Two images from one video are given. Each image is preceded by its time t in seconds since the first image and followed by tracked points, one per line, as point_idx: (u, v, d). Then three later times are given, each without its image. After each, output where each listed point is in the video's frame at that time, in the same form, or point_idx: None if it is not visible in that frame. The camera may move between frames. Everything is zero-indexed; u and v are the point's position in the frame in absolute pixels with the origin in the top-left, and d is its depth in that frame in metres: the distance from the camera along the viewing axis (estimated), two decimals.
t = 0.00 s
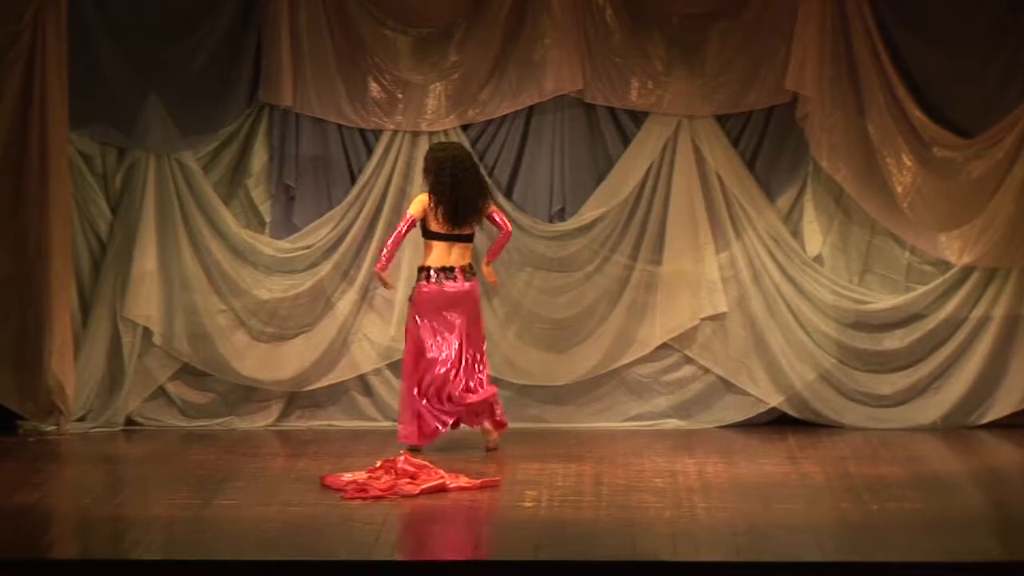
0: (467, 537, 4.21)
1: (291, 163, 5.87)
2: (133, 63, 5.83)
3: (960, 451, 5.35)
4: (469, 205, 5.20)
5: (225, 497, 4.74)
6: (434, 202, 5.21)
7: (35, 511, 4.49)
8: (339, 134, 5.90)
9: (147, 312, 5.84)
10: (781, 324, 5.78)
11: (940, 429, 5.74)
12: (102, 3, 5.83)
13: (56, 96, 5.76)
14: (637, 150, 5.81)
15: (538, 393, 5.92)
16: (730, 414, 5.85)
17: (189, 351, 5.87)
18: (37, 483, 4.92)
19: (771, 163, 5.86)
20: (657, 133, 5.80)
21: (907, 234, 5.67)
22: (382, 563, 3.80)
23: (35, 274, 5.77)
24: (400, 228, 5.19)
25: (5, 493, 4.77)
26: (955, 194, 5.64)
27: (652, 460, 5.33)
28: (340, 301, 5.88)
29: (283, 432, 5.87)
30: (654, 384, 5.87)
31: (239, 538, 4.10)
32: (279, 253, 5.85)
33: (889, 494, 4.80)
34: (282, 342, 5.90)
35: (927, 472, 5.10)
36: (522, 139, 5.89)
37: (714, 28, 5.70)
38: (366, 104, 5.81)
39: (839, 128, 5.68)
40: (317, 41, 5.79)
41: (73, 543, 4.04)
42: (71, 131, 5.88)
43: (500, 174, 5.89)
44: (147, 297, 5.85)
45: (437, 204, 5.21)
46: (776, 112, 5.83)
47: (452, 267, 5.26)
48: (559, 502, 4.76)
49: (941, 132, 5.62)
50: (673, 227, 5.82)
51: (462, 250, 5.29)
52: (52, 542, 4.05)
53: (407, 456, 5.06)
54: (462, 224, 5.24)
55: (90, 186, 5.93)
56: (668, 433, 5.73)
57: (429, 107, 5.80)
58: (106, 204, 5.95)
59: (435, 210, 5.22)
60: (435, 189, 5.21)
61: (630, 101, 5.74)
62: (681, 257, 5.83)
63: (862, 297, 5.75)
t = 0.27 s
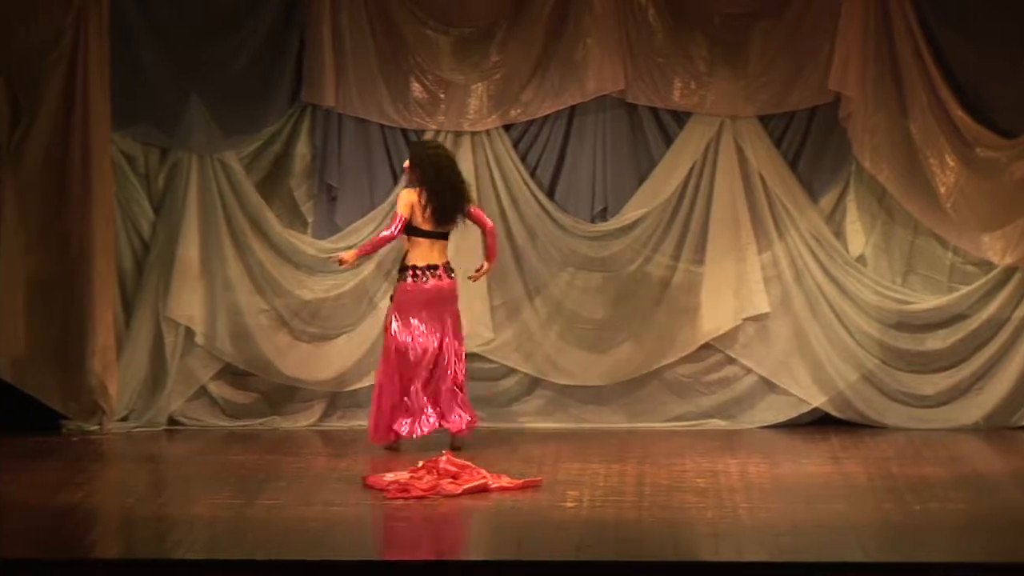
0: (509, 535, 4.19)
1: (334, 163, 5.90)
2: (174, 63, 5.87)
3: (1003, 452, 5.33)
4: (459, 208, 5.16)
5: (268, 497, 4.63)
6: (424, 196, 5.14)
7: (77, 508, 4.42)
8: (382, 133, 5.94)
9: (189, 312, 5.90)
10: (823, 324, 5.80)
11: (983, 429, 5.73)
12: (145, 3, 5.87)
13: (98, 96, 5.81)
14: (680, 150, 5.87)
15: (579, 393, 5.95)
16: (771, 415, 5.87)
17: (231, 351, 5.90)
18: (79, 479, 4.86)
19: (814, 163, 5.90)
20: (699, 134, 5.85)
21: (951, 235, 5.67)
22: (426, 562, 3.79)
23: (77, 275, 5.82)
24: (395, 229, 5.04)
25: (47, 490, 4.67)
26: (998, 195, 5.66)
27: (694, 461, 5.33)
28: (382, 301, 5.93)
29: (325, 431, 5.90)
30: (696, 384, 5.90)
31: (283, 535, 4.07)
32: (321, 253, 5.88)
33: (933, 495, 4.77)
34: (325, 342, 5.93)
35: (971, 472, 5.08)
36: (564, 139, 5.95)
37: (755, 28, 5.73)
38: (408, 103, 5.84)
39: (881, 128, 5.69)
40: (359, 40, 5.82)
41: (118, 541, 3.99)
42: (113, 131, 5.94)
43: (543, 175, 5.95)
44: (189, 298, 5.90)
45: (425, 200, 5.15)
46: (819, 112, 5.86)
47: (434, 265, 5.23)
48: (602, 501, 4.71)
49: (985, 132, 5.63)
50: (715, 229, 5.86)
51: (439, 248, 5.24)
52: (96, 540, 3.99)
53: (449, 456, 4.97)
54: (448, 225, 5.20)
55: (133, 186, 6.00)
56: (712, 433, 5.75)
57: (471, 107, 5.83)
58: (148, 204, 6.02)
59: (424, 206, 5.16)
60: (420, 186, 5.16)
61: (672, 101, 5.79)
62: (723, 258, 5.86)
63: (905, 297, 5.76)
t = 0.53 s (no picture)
0: (543, 534, 4.21)
1: (369, 164, 5.95)
2: (210, 63, 5.91)
3: None
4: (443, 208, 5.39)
5: (302, 497, 4.66)
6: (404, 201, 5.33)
7: (112, 507, 4.45)
8: (417, 133, 5.98)
9: (224, 312, 5.92)
10: (858, 323, 5.81)
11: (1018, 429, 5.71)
12: (181, 3, 5.92)
13: (134, 96, 5.87)
14: (714, 150, 5.88)
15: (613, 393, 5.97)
16: (806, 415, 5.88)
17: (267, 351, 5.94)
18: (114, 479, 4.91)
19: (850, 163, 5.89)
20: (734, 134, 5.86)
21: (986, 234, 5.68)
22: (459, 562, 3.81)
23: (112, 274, 5.88)
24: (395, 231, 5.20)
25: (82, 490, 4.71)
26: None
27: (729, 461, 5.33)
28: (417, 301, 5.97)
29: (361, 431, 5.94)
30: (731, 384, 5.91)
31: (317, 535, 4.10)
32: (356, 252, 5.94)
33: (969, 495, 4.76)
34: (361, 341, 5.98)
35: (1007, 472, 5.07)
36: (599, 139, 5.97)
37: (791, 27, 5.74)
38: (443, 103, 5.88)
39: (917, 129, 5.72)
40: (395, 41, 5.87)
41: (153, 541, 4.02)
42: (149, 131, 5.97)
43: (578, 175, 5.98)
44: (224, 297, 5.93)
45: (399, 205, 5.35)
46: (855, 112, 5.86)
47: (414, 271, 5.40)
48: (637, 501, 4.72)
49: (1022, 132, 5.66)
50: (749, 229, 5.88)
51: (412, 256, 5.41)
52: (131, 540, 4.03)
53: (484, 456, 5.00)
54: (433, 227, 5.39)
55: (169, 186, 6.03)
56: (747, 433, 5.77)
57: (506, 107, 5.87)
58: (184, 205, 6.05)
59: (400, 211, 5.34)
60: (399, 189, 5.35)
61: (708, 100, 5.80)
62: (758, 258, 5.87)
63: (940, 297, 5.76)
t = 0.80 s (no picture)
0: (569, 533, 4.23)
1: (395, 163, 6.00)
2: (235, 62, 5.93)
3: None
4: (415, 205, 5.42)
5: (327, 497, 4.68)
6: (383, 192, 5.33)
7: (137, 507, 4.48)
8: (443, 133, 6.01)
9: (250, 311, 5.95)
10: (883, 323, 5.81)
11: None
12: (205, 2, 5.93)
13: (160, 97, 5.87)
14: (740, 149, 5.89)
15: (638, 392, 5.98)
16: (832, 413, 5.89)
17: (293, 350, 5.99)
18: (140, 479, 4.93)
19: (875, 163, 5.90)
20: (759, 134, 5.87)
21: (1012, 234, 5.68)
22: (485, 561, 3.82)
23: (139, 274, 5.88)
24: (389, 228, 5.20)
25: (108, 490, 4.73)
26: None
27: (754, 461, 5.33)
28: (442, 300, 5.97)
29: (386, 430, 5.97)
30: (756, 384, 5.92)
31: (341, 534, 4.11)
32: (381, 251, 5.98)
33: (995, 496, 4.76)
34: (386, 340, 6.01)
35: None
36: (624, 138, 5.99)
37: (817, 27, 5.75)
38: (469, 103, 5.90)
39: (942, 129, 5.72)
40: (420, 41, 5.90)
41: (178, 540, 4.04)
42: (173, 130, 6.01)
43: (603, 174, 6.00)
44: (250, 297, 5.95)
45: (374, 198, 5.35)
46: (880, 112, 5.86)
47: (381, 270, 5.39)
48: (662, 500, 4.73)
49: None
50: (774, 228, 5.89)
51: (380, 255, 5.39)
52: (156, 539, 4.04)
53: (509, 455, 5.01)
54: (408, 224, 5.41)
55: (192, 183, 6.12)
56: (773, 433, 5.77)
57: (532, 106, 5.88)
58: (209, 204, 6.13)
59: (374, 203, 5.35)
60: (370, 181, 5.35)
61: (733, 100, 5.82)
62: (783, 257, 5.88)
63: (964, 296, 5.75)
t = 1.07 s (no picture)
0: (595, 533, 4.24)
1: (422, 163, 6.01)
2: (263, 61, 5.97)
3: None
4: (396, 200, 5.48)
5: (353, 497, 4.70)
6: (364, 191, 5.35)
7: (163, 508, 4.50)
8: (470, 133, 6.02)
9: (278, 310, 5.98)
10: (911, 323, 5.83)
11: None
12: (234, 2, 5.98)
13: (187, 96, 5.89)
14: (767, 149, 5.90)
15: (665, 392, 6.00)
16: (859, 414, 5.92)
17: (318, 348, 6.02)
18: (166, 479, 4.96)
19: (903, 163, 5.89)
20: (787, 134, 5.88)
21: None
22: (513, 561, 3.84)
23: (166, 273, 5.92)
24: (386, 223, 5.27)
25: (134, 490, 4.77)
26: None
27: (781, 460, 5.34)
28: (469, 299, 5.99)
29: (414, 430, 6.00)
30: (783, 384, 5.95)
31: (367, 535, 4.13)
32: (408, 251, 5.97)
33: None
34: (412, 339, 6.02)
35: None
36: (651, 138, 6.00)
37: (844, 27, 5.77)
38: (496, 103, 5.92)
39: (970, 129, 5.75)
40: (448, 41, 5.91)
41: (205, 540, 4.06)
42: (202, 128, 6.06)
43: (630, 174, 6.01)
44: (278, 296, 5.98)
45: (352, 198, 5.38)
46: (908, 112, 5.86)
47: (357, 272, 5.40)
48: (689, 500, 4.74)
49: None
50: (802, 228, 5.89)
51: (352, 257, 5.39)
52: (183, 539, 4.07)
53: (536, 455, 5.02)
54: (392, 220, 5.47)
55: (218, 182, 6.10)
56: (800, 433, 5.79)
57: (559, 106, 5.90)
58: (237, 202, 6.11)
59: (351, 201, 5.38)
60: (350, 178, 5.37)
61: (760, 100, 5.83)
62: (810, 258, 5.89)
63: (992, 297, 5.77)
